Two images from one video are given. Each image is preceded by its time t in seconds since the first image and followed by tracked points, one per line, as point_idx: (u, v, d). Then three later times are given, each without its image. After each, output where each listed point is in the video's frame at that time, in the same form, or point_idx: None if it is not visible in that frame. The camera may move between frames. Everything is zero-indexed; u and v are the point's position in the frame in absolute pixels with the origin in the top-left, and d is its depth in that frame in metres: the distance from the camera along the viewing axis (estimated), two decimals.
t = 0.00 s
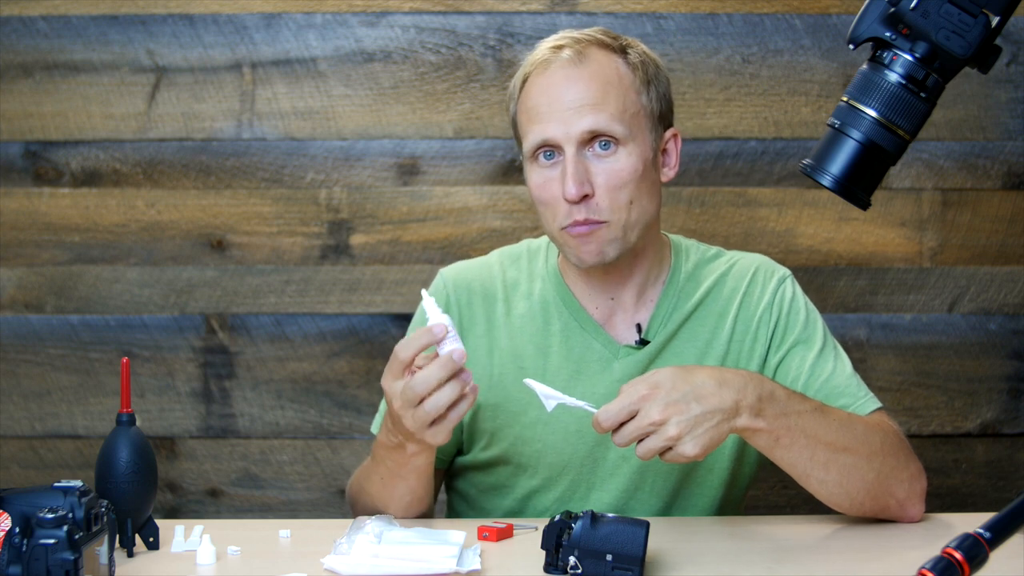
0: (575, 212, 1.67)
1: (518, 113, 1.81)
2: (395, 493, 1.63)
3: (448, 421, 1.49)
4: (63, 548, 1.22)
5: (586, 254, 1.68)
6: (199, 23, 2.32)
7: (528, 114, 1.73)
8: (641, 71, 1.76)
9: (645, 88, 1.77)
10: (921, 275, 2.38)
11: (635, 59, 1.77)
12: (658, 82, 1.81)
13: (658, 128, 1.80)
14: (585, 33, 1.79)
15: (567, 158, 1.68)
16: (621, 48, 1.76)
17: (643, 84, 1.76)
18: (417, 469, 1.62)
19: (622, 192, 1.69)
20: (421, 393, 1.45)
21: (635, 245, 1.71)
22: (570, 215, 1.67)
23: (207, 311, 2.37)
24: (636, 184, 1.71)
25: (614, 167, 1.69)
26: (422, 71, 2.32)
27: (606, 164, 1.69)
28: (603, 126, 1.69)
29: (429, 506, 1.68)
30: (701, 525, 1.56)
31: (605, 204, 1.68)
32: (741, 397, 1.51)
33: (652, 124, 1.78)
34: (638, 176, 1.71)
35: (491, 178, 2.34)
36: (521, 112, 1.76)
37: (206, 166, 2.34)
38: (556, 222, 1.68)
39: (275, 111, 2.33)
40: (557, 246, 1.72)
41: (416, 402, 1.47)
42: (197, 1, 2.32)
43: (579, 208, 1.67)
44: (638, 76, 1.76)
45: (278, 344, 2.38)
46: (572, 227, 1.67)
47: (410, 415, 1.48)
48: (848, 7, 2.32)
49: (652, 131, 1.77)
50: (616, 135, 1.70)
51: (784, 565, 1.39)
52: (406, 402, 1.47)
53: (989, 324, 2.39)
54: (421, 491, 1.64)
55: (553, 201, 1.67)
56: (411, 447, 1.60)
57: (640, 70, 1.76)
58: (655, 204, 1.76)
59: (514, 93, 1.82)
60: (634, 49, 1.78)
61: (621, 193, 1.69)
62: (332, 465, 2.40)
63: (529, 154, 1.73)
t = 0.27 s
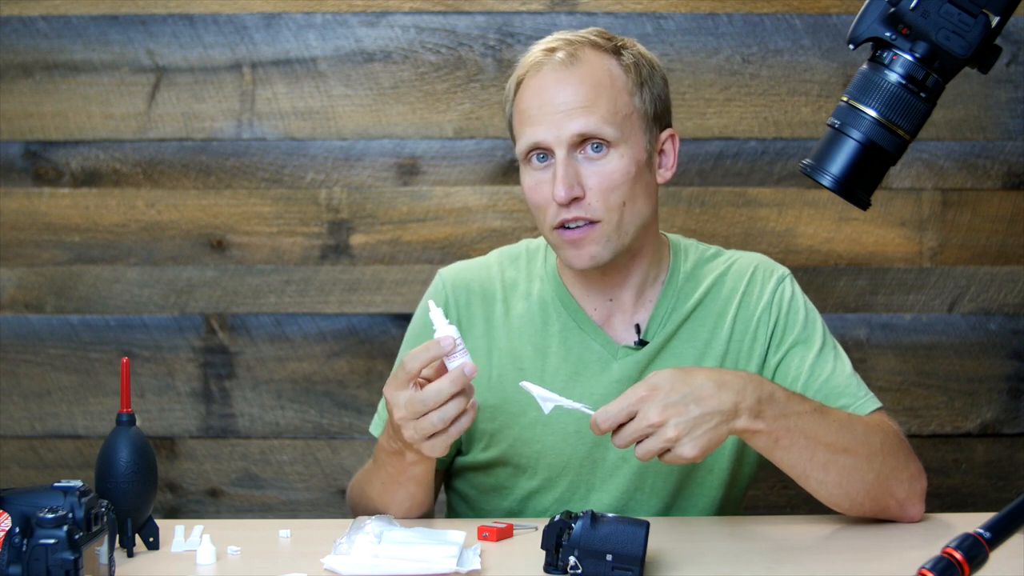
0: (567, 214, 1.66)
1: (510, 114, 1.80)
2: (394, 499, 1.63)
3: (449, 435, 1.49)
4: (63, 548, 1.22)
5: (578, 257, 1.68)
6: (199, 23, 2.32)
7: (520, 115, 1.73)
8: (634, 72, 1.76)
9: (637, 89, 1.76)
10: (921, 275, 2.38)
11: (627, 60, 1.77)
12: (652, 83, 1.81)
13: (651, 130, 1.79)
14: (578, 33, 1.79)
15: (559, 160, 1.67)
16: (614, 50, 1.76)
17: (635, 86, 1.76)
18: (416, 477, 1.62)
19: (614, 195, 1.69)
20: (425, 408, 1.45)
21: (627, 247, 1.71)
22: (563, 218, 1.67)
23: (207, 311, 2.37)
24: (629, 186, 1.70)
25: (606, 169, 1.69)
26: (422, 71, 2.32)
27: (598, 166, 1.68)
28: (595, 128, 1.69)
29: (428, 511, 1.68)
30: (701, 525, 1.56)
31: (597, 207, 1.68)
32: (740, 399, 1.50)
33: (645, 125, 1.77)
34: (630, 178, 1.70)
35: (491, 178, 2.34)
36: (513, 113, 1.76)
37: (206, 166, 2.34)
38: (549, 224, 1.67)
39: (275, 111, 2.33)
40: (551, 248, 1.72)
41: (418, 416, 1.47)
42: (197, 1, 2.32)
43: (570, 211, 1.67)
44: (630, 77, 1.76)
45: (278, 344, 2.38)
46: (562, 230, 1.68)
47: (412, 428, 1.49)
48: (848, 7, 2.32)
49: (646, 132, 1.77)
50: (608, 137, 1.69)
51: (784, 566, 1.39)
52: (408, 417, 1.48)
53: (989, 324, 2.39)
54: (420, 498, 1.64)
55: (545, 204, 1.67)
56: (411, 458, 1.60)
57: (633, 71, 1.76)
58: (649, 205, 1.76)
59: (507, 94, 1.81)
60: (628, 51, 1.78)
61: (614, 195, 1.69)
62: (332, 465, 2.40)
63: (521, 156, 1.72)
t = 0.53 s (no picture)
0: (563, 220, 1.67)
1: (507, 115, 1.80)
2: (394, 498, 1.63)
3: (440, 435, 1.48)
4: (63, 548, 1.22)
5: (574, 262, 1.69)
6: (199, 23, 2.32)
7: (515, 119, 1.72)
8: (629, 74, 1.75)
9: (632, 91, 1.75)
10: (921, 276, 2.38)
11: (622, 61, 1.76)
12: (648, 83, 1.80)
13: (648, 131, 1.78)
14: (574, 35, 1.78)
15: (554, 166, 1.67)
16: (608, 51, 1.76)
17: (630, 88, 1.75)
18: (415, 476, 1.62)
19: (609, 200, 1.69)
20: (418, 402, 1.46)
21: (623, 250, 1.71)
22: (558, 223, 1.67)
23: (207, 311, 2.37)
24: (624, 190, 1.70)
25: (600, 174, 1.69)
26: (422, 71, 2.32)
27: (593, 171, 1.68)
28: (589, 133, 1.68)
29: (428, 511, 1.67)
30: (701, 525, 1.56)
31: (592, 212, 1.68)
32: (741, 410, 1.49)
33: (641, 127, 1.77)
34: (625, 182, 1.70)
35: (491, 178, 2.34)
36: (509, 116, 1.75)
37: (206, 166, 2.34)
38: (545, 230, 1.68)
39: (275, 111, 2.33)
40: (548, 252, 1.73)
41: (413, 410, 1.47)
42: (197, 1, 2.32)
43: (565, 216, 1.67)
44: (625, 78, 1.75)
45: (278, 344, 2.38)
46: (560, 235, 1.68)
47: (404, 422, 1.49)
48: (848, 7, 2.32)
49: (642, 134, 1.76)
50: (602, 141, 1.69)
51: (784, 566, 1.39)
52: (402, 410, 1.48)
53: (989, 324, 2.39)
54: (420, 497, 1.63)
55: (541, 209, 1.67)
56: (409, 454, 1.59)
57: (627, 73, 1.75)
58: (646, 208, 1.76)
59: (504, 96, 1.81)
60: (623, 52, 1.78)
61: (608, 199, 1.69)
62: (332, 465, 2.40)
63: (516, 160, 1.72)
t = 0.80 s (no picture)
0: (556, 225, 1.67)
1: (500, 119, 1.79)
2: (390, 498, 1.64)
3: (422, 427, 1.49)
4: (63, 548, 1.22)
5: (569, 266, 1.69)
6: (199, 23, 2.32)
7: (507, 125, 1.72)
8: (620, 78, 1.75)
9: (624, 95, 1.75)
10: (921, 276, 2.38)
11: (613, 64, 1.76)
12: (640, 86, 1.79)
13: (641, 133, 1.78)
14: (565, 39, 1.77)
15: (546, 171, 1.67)
16: (600, 55, 1.75)
17: (622, 92, 1.75)
18: (408, 474, 1.62)
19: (602, 204, 1.69)
20: (390, 409, 1.46)
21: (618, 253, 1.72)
22: (552, 228, 1.68)
23: (207, 311, 2.37)
24: (617, 193, 1.71)
25: (593, 178, 1.69)
26: (422, 71, 2.32)
27: (586, 176, 1.69)
28: (580, 138, 1.68)
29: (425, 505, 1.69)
30: (701, 525, 1.56)
31: (585, 216, 1.69)
32: (743, 416, 1.50)
33: (635, 130, 1.77)
34: (618, 186, 1.71)
35: (491, 177, 2.34)
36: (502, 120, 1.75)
37: (206, 166, 2.34)
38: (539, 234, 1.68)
39: (275, 111, 2.33)
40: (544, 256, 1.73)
41: (389, 417, 1.48)
42: (197, 1, 2.32)
43: (559, 221, 1.67)
44: (617, 82, 1.75)
45: (278, 344, 2.38)
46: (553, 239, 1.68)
47: (387, 432, 1.49)
48: (848, 7, 2.32)
49: (635, 138, 1.76)
50: (594, 146, 1.69)
51: (784, 566, 1.39)
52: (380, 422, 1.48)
53: (989, 324, 2.39)
54: (415, 494, 1.65)
55: (534, 214, 1.68)
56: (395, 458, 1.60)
57: (619, 77, 1.75)
58: (640, 211, 1.76)
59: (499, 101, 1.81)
60: (615, 54, 1.77)
61: (601, 204, 1.69)
62: (332, 465, 2.40)
63: (510, 165, 1.72)
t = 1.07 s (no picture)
0: (549, 225, 1.68)
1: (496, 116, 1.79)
2: (391, 502, 1.64)
3: (427, 439, 1.50)
4: (63, 548, 1.22)
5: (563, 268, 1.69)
6: (199, 23, 2.32)
7: (503, 124, 1.72)
8: (616, 79, 1.75)
9: (621, 96, 1.75)
10: (921, 276, 2.38)
11: (610, 64, 1.75)
12: (637, 86, 1.79)
13: (637, 134, 1.78)
14: (562, 38, 1.77)
15: (540, 171, 1.67)
16: (596, 55, 1.75)
17: (618, 92, 1.75)
18: (409, 480, 1.62)
19: (596, 204, 1.70)
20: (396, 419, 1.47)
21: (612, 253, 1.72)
22: (545, 228, 1.68)
23: (207, 311, 2.37)
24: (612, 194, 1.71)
25: (587, 179, 1.69)
26: (422, 71, 2.32)
27: (580, 176, 1.69)
28: (575, 139, 1.68)
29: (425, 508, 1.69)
30: (700, 525, 1.56)
31: (579, 216, 1.69)
32: (742, 417, 1.50)
33: (630, 131, 1.77)
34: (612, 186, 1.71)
35: (491, 177, 2.34)
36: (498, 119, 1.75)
37: (206, 166, 2.34)
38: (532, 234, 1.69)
39: (275, 111, 2.33)
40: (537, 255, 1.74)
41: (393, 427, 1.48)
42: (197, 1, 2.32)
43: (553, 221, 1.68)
44: (614, 83, 1.74)
45: (278, 344, 2.38)
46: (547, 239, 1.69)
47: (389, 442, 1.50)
48: (848, 7, 2.32)
49: (630, 139, 1.76)
50: (588, 147, 1.69)
51: (784, 566, 1.39)
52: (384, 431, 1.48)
53: (989, 324, 2.39)
54: (416, 500, 1.65)
55: (528, 214, 1.68)
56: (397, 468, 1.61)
57: (616, 77, 1.75)
58: (634, 211, 1.76)
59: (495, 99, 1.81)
60: (612, 55, 1.77)
61: (595, 204, 1.69)
62: (332, 465, 2.41)
63: (504, 164, 1.72)
